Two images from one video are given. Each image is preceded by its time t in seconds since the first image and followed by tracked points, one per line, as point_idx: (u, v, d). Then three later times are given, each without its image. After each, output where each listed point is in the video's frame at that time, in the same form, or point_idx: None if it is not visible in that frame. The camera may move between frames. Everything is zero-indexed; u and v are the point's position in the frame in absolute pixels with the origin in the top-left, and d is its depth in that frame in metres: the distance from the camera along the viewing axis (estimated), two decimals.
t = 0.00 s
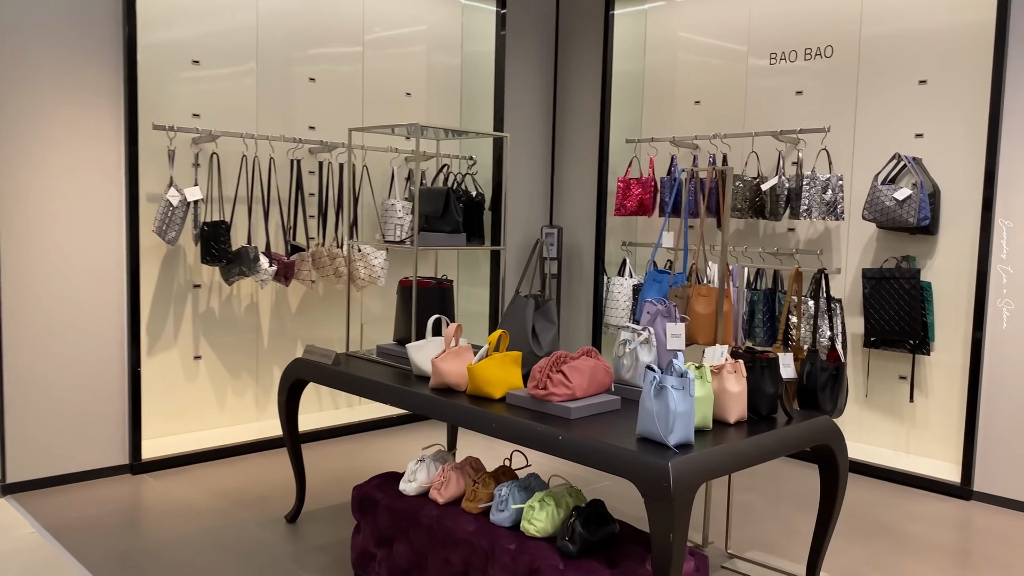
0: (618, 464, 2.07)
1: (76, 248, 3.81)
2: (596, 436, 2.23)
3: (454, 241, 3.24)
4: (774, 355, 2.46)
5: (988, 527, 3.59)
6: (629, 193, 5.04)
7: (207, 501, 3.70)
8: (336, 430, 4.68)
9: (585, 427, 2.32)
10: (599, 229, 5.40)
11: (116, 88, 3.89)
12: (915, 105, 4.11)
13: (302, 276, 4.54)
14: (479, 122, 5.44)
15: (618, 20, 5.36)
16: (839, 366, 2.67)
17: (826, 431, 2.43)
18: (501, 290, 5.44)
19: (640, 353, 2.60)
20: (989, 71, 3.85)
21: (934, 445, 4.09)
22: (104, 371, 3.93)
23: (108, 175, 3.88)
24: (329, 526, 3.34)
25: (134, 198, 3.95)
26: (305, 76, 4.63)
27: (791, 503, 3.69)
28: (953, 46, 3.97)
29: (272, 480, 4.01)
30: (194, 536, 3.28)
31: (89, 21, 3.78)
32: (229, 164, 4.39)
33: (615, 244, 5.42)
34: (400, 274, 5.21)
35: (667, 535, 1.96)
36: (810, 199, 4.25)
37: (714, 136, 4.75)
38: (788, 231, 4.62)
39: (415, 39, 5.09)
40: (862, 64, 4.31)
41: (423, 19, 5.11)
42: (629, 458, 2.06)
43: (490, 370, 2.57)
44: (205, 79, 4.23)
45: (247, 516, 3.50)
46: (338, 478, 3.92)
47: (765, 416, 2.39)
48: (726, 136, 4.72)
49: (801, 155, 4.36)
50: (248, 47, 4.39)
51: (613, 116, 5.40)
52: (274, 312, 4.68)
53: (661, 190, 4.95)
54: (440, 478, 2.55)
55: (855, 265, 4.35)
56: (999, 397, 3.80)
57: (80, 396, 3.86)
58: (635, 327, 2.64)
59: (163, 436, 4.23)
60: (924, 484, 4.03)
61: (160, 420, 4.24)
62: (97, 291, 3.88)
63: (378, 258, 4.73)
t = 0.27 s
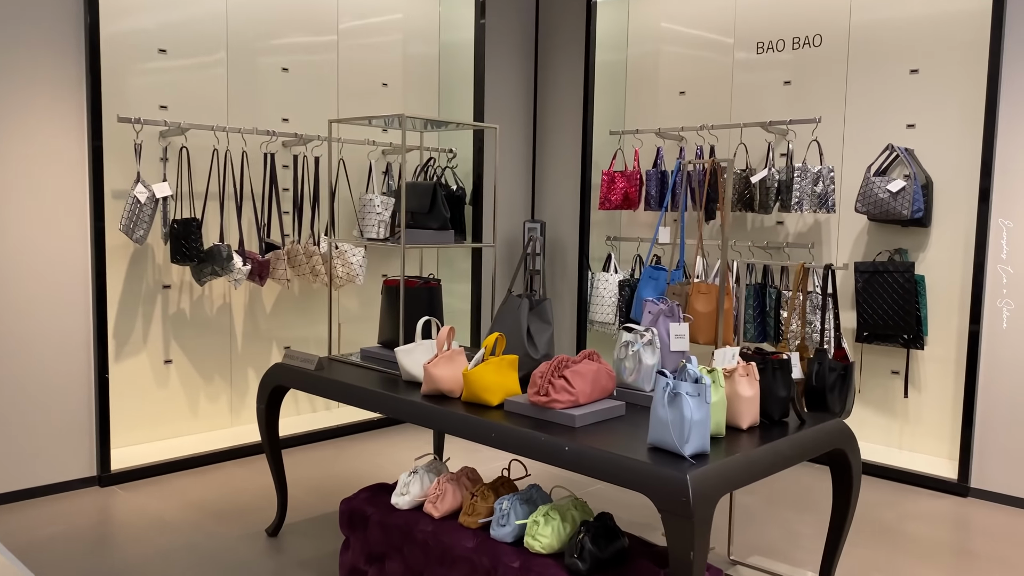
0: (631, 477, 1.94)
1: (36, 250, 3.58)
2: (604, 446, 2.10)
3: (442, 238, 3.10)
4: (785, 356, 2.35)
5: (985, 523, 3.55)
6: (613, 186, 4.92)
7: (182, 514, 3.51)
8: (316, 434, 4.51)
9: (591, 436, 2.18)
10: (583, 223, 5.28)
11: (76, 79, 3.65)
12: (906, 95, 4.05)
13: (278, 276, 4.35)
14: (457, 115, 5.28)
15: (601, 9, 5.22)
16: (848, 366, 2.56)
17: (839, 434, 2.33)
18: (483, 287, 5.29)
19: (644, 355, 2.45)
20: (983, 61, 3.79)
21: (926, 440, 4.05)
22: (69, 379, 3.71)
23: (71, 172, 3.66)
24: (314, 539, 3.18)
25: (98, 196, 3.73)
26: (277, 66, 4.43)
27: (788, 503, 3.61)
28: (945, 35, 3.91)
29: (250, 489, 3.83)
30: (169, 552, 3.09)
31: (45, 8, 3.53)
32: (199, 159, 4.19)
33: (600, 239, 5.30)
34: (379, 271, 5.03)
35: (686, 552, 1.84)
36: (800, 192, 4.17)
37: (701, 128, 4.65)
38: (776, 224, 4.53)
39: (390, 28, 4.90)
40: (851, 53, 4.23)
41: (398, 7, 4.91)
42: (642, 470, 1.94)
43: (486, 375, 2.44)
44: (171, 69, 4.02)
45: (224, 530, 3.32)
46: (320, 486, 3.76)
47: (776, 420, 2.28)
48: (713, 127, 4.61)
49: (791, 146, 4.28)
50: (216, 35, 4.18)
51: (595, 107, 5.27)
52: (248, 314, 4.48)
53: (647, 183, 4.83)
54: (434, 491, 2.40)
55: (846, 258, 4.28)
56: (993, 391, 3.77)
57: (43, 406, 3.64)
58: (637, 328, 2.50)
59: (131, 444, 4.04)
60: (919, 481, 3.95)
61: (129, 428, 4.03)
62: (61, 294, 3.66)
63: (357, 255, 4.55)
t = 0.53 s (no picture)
0: (648, 487, 1.82)
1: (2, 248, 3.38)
2: (615, 453, 1.97)
3: (434, 233, 2.96)
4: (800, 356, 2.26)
5: (988, 523, 3.49)
6: (603, 180, 4.79)
7: (160, 525, 3.34)
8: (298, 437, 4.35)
9: (599, 443, 2.06)
10: (572, 219, 5.16)
11: (44, 67, 3.45)
12: (905, 87, 3.97)
13: (258, 273, 4.17)
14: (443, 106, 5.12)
15: None
16: (860, 366, 2.46)
17: (857, 438, 2.23)
18: (470, 285, 5.14)
19: (651, 356, 2.35)
20: (985, 51, 3.72)
21: (925, 438, 3.99)
22: (39, 384, 3.53)
23: (39, 166, 3.47)
24: (300, 551, 3.03)
25: (68, 191, 3.53)
26: (257, 55, 4.24)
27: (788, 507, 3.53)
28: (946, 25, 3.83)
29: (231, 497, 3.67)
30: (147, 567, 2.93)
31: None
32: (176, 151, 4.00)
33: (590, 234, 5.19)
34: (362, 268, 4.87)
35: (708, 567, 1.73)
36: (797, 186, 4.08)
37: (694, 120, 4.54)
38: (771, 219, 4.44)
39: (374, 16, 4.72)
40: (850, 43, 4.13)
41: None
42: (659, 480, 1.82)
43: (485, 379, 2.31)
44: (146, 58, 3.82)
45: (205, 542, 3.15)
46: (305, 493, 3.60)
47: (793, 424, 2.18)
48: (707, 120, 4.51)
49: (787, 139, 4.19)
50: (193, 22, 3.98)
51: (585, 99, 5.14)
52: (227, 313, 4.30)
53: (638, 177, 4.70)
54: (432, 501, 2.27)
55: (843, 253, 4.20)
56: (995, 388, 3.70)
57: (10, 413, 3.44)
58: (643, 328, 2.40)
59: (105, 450, 3.86)
60: (919, 480, 3.89)
61: (103, 435, 3.84)
62: (29, 295, 3.48)
63: (341, 252, 4.38)
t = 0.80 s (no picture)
0: (666, 505, 1.75)
1: None
2: (629, 468, 1.90)
3: (433, 238, 2.88)
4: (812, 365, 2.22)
5: (994, 530, 3.45)
6: (600, 182, 4.72)
7: (149, 539, 3.24)
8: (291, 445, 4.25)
9: (611, 457, 1.99)
10: (568, 221, 5.08)
11: (28, 66, 3.34)
12: (907, 88, 3.92)
13: (249, 278, 4.07)
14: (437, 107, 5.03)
15: None
16: (874, 374, 2.44)
17: (872, 448, 2.17)
18: (465, 288, 5.06)
19: (661, 365, 2.27)
20: (989, 52, 3.68)
21: (927, 444, 3.95)
22: (23, 393, 3.42)
23: (23, 168, 3.36)
24: (295, 565, 2.94)
25: (53, 194, 3.42)
26: (247, 54, 4.14)
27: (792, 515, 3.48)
28: (949, 26, 3.78)
29: (223, 509, 3.57)
30: None
31: None
32: (165, 152, 3.90)
33: (586, 236, 5.11)
34: (355, 271, 4.78)
35: None
36: (799, 188, 4.02)
37: (693, 121, 4.48)
38: (770, 221, 4.38)
39: (367, 15, 4.62)
40: (851, 43, 4.08)
41: None
42: (677, 497, 1.75)
43: (491, 390, 2.23)
44: (133, 57, 3.71)
45: (197, 556, 3.05)
46: (300, 503, 3.51)
47: (809, 435, 2.11)
48: (706, 121, 4.44)
49: (788, 140, 4.14)
50: (181, 21, 3.88)
51: (581, 100, 5.06)
52: (217, 319, 4.19)
53: (636, 179, 4.62)
54: (437, 516, 2.18)
55: (844, 256, 4.15)
56: (1000, 393, 3.67)
57: None
58: (652, 336, 2.33)
59: (92, 461, 3.75)
60: (922, 486, 3.87)
61: (89, 444, 3.73)
62: (13, 301, 3.37)
63: (334, 255, 4.29)
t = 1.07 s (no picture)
0: (678, 513, 1.72)
1: None
2: (639, 474, 1.87)
3: (433, 239, 2.83)
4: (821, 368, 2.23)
5: (998, 531, 3.44)
6: (598, 181, 4.68)
7: (145, 546, 3.18)
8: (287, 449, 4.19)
9: (620, 463, 1.95)
10: (566, 221, 5.04)
11: (18, 67, 3.28)
12: (907, 85, 3.90)
13: (245, 280, 4.02)
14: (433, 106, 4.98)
15: None
16: (882, 376, 2.43)
17: (883, 452, 2.15)
18: (462, 289, 5.01)
19: (668, 368, 2.24)
20: (990, 50, 3.66)
21: (929, 444, 3.94)
22: (16, 398, 3.37)
23: (14, 171, 3.31)
24: (295, 572, 2.90)
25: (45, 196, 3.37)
26: (241, 54, 4.08)
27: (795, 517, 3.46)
28: (949, 24, 3.77)
29: (220, 514, 3.52)
30: None
31: None
32: (158, 153, 3.84)
33: (584, 236, 5.07)
34: (351, 272, 4.73)
35: None
36: (799, 187, 4.00)
37: (692, 120, 4.45)
38: (770, 220, 4.36)
39: (362, 13, 4.57)
40: (851, 41, 4.05)
41: None
42: (690, 503, 1.71)
43: (495, 395, 2.20)
44: (126, 56, 3.66)
45: (194, 564, 3.00)
46: (299, 509, 3.47)
47: (819, 439, 2.09)
48: (705, 120, 4.41)
49: (788, 139, 4.11)
50: (174, 20, 3.82)
51: (578, 98, 5.01)
52: (211, 322, 4.13)
53: (634, 178, 4.58)
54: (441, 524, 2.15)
55: (845, 256, 4.12)
56: (1002, 391, 3.68)
57: None
58: (659, 339, 2.30)
59: (86, 466, 3.69)
60: (924, 487, 3.87)
61: (83, 450, 3.67)
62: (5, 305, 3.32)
63: (330, 257, 4.24)
